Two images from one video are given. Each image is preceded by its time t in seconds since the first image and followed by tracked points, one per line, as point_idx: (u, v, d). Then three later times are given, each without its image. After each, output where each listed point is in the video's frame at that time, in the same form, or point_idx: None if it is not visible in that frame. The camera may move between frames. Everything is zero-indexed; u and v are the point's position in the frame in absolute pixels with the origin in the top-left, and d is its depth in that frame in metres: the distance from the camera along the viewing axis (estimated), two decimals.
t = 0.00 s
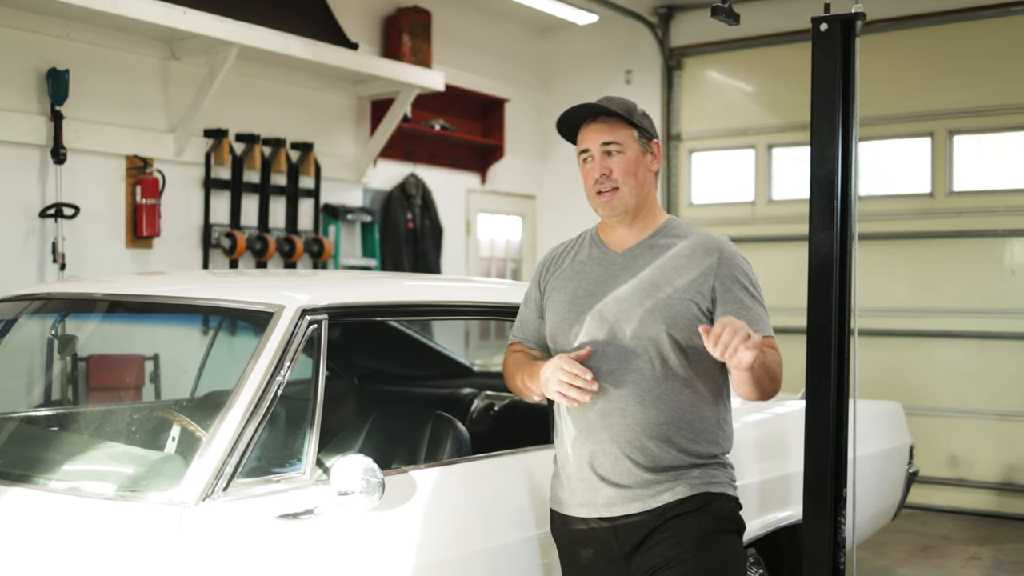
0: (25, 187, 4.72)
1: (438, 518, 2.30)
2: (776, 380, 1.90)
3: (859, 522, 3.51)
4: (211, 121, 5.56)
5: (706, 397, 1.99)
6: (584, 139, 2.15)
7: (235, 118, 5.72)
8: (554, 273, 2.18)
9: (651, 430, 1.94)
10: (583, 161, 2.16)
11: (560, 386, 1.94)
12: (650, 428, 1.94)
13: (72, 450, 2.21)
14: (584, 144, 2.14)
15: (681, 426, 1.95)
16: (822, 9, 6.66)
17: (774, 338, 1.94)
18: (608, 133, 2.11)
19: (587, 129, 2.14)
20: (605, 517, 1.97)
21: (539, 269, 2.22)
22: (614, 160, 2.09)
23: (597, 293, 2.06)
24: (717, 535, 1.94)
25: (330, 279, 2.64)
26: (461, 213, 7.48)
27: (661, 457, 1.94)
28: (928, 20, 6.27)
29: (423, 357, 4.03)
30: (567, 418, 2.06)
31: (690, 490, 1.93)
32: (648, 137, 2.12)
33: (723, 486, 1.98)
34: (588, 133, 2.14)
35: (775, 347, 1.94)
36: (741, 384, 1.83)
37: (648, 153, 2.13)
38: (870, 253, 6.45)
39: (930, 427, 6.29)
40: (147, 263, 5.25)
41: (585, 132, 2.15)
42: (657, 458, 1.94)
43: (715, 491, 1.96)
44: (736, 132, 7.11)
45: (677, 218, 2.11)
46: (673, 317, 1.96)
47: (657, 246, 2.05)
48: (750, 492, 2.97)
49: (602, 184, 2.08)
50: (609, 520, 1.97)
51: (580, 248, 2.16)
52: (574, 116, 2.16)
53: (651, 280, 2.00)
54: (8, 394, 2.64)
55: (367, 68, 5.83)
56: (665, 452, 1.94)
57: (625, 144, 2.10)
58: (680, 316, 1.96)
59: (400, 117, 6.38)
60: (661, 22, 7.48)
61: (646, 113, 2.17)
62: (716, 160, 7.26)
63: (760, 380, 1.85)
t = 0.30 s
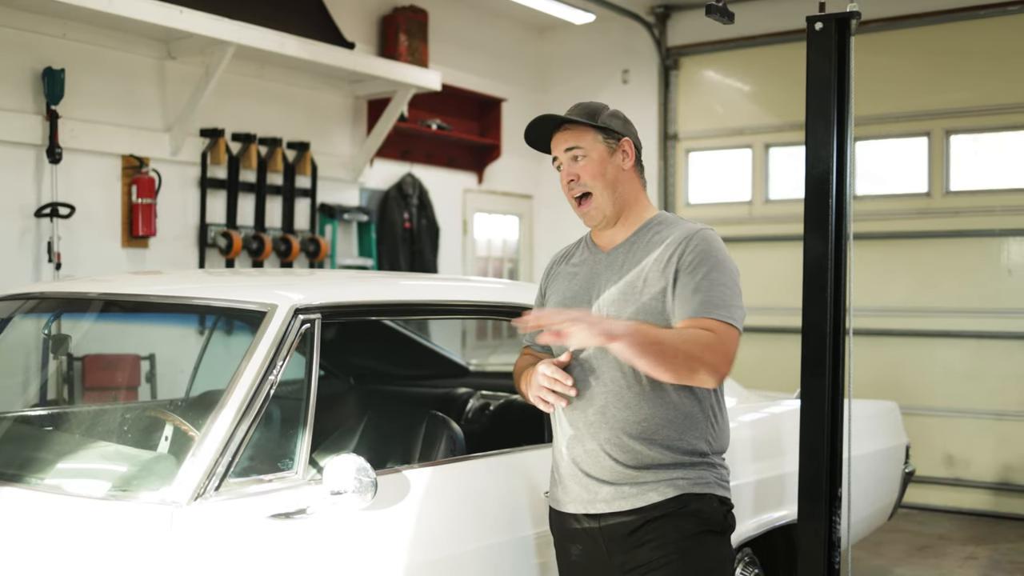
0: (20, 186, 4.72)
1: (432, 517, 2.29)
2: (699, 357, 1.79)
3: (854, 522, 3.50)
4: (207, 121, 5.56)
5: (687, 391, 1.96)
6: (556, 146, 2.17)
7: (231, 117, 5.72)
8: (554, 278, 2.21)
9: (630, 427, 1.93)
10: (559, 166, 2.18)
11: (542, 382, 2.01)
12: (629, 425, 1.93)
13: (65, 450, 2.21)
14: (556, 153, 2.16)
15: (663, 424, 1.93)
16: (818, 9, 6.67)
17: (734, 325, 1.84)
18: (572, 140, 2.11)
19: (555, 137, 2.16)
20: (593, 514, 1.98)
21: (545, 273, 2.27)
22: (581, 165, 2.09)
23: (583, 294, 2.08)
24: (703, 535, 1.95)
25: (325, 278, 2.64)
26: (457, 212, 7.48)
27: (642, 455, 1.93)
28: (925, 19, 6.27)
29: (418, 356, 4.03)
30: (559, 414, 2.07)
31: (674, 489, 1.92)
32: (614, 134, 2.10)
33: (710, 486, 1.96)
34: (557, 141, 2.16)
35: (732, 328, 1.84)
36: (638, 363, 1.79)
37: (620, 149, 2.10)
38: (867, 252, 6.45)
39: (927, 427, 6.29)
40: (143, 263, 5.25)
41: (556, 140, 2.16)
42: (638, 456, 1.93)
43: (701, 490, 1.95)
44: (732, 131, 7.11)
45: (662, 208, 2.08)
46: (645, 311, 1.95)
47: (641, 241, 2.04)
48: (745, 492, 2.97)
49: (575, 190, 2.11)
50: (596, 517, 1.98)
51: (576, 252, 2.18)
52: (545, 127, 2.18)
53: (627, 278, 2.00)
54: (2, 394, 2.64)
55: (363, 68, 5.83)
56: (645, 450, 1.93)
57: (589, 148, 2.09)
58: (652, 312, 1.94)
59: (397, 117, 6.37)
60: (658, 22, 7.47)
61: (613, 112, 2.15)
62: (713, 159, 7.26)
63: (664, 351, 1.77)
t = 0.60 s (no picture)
0: (16, 186, 4.71)
1: (428, 519, 2.29)
2: (608, 352, 1.85)
3: (850, 522, 3.50)
4: (204, 121, 5.55)
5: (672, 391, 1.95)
6: (569, 137, 2.13)
7: (228, 118, 5.71)
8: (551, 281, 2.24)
9: (614, 427, 1.93)
10: (568, 159, 2.14)
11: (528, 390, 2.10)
12: (613, 425, 1.93)
13: (58, 451, 2.21)
14: (568, 143, 2.12)
15: (646, 424, 1.92)
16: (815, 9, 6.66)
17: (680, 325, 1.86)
18: (590, 133, 2.08)
19: (572, 128, 2.11)
20: (583, 514, 1.98)
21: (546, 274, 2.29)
22: (596, 160, 2.07)
23: (570, 295, 2.10)
24: (694, 537, 1.94)
25: (320, 278, 2.63)
26: (454, 212, 7.47)
27: (626, 455, 1.93)
28: (922, 20, 6.26)
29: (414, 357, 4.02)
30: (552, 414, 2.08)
31: (661, 490, 1.91)
32: (632, 135, 2.09)
33: (698, 487, 1.95)
34: (574, 132, 2.12)
35: (671, 326, 1.85)
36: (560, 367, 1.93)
37: (632, 152, 2.10)
38: (864, 252, 6.45)
39: (924, 427, 6.29)
40: (139, 263, 5.24)
41: (569, 131, 2.13)
42: (623, 456, 1.93)
43: (688, 492, 1.94)
44: (730, 131, 7.10)
45: (663, 213, 2.08)
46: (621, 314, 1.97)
47: (624, 242, 2.04)
48: (741, 493, 2.96)
49: (585, 184, 2.07)
50: (586, 517, 1.98)
51: (571, 254, 2.20)
52: (560, 116, 2.14)
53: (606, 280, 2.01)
54: None
55: (360, 68, 5.83)
56: (630, 451, 1.92)
57: (608, 143, 2.07)
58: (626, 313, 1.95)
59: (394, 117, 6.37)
60: (656, 22, 7.46)
61: (632, 113, 2.13)
62: (711, 159, 7.26)
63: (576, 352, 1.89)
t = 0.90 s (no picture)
0: (13, 186, 4.70)
1: (424, 518, 2.28)
2: (618, 358, 1.84)
3: (848, 522, 3.50)
4: (202, 121, 5.54)
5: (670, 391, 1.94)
6: (575, 133, 2.11)
7: (226, 117, 5.70)
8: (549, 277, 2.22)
9: (609, 427, 1.93)
10: (573, 155, 2.11)
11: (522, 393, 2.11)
12: (607, 425, 1.93)
13: (54, 451, 2.20)
14: (577, 139, 2.10)
15: (641, 425, 1.91)
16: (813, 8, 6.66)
17: (691, 327, 1.86)
18: (603, 128, 2.08)
19: (581, 123, 2.10)
20: (578, 514, 1.98)
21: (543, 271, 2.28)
22: (610, 155, 2.06)
23: (568, 294, 2.09)
24: (691, 536, 1.93)
25: (318, 277, 2.63)
26: (452, 212, 7.47)
27: (622, 455, 1.92)
28: (920, 19, 6.26)
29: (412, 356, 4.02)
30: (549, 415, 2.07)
31: (656, 490, 1.91)
32: (638, 133, 2.12)
33: (693, 487, 1.94)
34: (581, 128, 2.10)
35: (683, 328, 1.85)
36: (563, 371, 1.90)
37: (637, 150, 2.12)
38: (863, 252, 6.45)
39: (922, 427, 6.29)
40: (137, 262, 5.23)
41: (577, 126, 2.11)
42: (619, 456, 1.92)
43: (683, 492, 1.93)
44: (729, 131, 7.10)
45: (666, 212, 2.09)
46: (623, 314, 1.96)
47: (625, 242, 2.03)
48: (739, 492, 2.96)
49: (597, 179, 2.05)
50: (580, 516, 1.98)
51: (568, 252, 2.19)
52: (568, 111, 2.12)
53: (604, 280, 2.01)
54: None
55: (358, 68, 5.82)
56: (625, 450, 1.92)
57: (620, 138, 2.07)
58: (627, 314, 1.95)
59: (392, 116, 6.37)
60: (654, 21, 7.46)
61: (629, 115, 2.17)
62: (709, 159, 7.25)
63: (585, 357, 1.87)
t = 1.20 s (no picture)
0: (11, 186, 4.69)
1: (423, 519, 2.28)
2: (646, 363, 1.84)
3: (847, 522, 3.49)
4: (200, 121, 5.53)
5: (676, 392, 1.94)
6: (584, 133, 2.10)
7: (224, 117, 5.70)
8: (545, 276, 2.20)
9: (615, 427, 1.92)
10: (580, 155, 2.10)
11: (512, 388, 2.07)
12: (614, 425, 1.92)
13: (52, 451, 2.20)
14: (586, 139, 2.09)
15: (650, 426, 1.92)
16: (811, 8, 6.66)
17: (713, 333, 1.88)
18: (613, 131, 2.07)
19: (591, 124, 2.09)
20: (581, 516, 1.97)
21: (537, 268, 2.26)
22: (618, 158, 2.05)
23: (571, 292, 2.07)
24: (694, 536, 1.92)
25: (317, 277, 2.62)
26: (451, 212, 7.46)
27: (630, 456, 1.92)
28: (919, 19, 6.26)
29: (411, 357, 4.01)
30: (549, 417, 2.05)
31: (662, 491, 1.90)
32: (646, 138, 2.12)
33: (698, 487, 1.94)
34: (590, 129, 2.09)
35: (705, 333, 1.88)
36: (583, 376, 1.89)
37: (644, 154, 2.12)
38: (861, 252, 6.45)
39: (921, 427, 6.29)
40: (135, 262, 5.23)
41: (586, 127, 2.10)
42: (626, 457, 1.92)
43: (688, 491, 1.92)
44: (728, 130, 7.10)
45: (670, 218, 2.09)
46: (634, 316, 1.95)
47: (634, 243, 2.02)
48: (738, 492, 2.95)
49: (605, 181, 2.04)
50: (584, 518, 1.96)
51: (567, 249, 2.17)
52: (578, 113, 2.11)
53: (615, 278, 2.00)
54: None
55: (357, 68, 5.82)
56: (632, 451, 1.92)
57: (630, 142, 2.07)
58: (641, 314, 1.96)
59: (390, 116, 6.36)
60: (653, 21, 7.45)
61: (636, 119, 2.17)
62: (707, 159, 7.25)
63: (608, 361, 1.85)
